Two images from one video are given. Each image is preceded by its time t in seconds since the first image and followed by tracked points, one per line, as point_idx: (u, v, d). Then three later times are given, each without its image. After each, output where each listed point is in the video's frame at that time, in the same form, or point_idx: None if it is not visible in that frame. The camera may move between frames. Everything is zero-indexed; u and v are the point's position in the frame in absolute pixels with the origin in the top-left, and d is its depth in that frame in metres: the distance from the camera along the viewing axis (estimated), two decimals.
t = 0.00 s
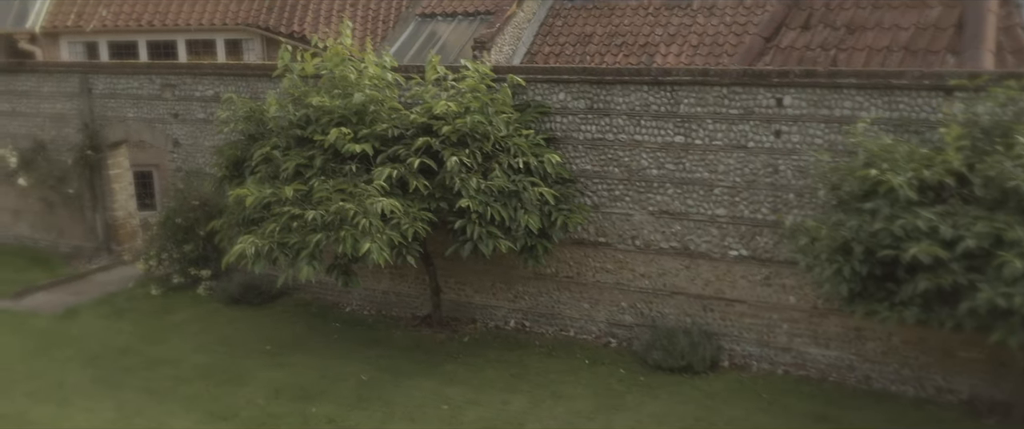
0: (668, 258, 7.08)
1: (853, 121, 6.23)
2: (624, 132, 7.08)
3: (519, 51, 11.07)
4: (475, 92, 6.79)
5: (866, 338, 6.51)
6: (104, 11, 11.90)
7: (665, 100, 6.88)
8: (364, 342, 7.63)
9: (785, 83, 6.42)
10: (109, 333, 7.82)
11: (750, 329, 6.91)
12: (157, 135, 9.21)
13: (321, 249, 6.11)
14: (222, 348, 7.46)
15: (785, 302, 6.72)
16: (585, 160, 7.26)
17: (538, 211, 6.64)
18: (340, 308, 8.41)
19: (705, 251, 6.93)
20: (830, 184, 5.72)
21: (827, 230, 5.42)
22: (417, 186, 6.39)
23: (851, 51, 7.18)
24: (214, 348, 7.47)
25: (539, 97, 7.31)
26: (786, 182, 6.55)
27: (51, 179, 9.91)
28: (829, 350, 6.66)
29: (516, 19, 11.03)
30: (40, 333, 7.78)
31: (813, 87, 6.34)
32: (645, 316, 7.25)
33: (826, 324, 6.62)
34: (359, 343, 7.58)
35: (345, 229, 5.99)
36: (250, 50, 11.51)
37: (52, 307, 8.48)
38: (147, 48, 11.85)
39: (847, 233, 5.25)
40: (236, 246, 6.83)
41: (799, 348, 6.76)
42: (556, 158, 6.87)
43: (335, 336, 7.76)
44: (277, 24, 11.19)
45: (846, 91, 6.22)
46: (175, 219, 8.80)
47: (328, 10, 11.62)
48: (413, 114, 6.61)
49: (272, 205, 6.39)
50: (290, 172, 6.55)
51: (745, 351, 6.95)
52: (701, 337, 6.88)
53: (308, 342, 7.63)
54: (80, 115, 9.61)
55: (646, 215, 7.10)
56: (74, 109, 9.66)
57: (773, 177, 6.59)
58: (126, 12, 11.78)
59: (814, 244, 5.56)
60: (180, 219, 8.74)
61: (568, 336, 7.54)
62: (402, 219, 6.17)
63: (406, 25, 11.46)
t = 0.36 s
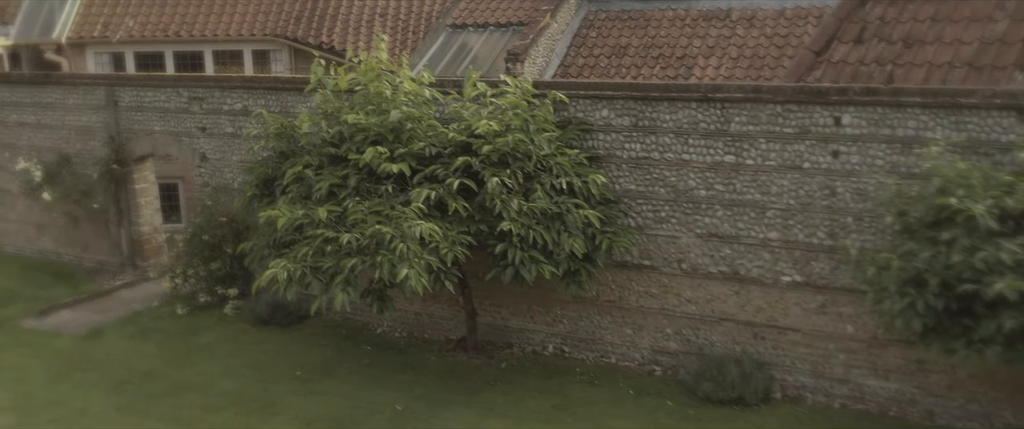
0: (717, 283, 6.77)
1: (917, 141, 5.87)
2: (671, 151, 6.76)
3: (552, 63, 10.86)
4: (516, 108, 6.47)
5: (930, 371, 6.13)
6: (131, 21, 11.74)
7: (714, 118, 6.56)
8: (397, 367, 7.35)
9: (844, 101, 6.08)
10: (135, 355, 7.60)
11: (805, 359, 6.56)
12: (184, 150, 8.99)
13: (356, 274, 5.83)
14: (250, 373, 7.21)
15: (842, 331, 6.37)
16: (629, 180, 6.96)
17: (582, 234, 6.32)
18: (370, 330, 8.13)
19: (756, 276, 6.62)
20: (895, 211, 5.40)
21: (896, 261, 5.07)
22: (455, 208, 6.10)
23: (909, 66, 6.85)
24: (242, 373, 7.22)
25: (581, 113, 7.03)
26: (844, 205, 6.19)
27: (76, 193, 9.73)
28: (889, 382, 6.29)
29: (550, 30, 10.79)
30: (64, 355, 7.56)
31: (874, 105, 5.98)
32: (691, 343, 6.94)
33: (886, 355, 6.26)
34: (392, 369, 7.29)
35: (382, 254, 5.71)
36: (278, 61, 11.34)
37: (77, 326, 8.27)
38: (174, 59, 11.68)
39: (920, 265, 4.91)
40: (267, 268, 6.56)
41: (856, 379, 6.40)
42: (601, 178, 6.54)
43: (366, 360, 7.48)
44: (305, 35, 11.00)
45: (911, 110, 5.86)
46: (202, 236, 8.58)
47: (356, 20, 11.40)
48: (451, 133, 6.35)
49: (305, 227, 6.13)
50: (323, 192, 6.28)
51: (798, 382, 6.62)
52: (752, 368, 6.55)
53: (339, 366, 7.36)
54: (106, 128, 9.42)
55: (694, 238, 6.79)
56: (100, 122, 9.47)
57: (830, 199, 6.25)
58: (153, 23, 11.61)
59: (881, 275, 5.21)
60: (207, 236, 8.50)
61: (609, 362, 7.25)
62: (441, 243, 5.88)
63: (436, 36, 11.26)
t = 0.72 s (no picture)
0: (774, 310, 6.41)
1: (995, 164, 5.49)
2: (725, 172, 6.43)
3: (589, 75, 10.55)
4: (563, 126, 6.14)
5: (1007, 407, 5.70)
6: (159, 31, 11.55)
7: (773, 136, 6.22)
8: (433, 393, 7.02)
9: (915, 120, 5.70)
10: (162, 377, 7.33)
11: (868, 392, 6.18)
12: (213, 165, 8.69)
13: (396, 301, 5.46)
14: (281, 398, 6.92)
15: (910, 364, 5.99)
16: (680, 201, 6.64)
17: (633, 260, 5.96)
18: (403, 352, 7.82)
19: (816, 304, 6.26)
20: (972, 241, 5.09)
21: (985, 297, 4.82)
22: (500, 232, 5.76)
23: (979, 82, 6.48)
24: (273, 398, 6.93)
25: (629, 131, 6.73)
26: (913, 231, 5.83)
27: (104, 207, 9.52)
28: (961, 419, 5.88)
29: (586, 41, 10.46)
30: (91, 376, 7.30)
31: (948, 124, 5.60)
32: (745, 373, 6.58)
33: (958, 390, 5.86)
34: (428, 396, 6.96)
35: (424, 281, 5.34)
36: (307, 72, 11.10)
37: (103, 346, 8.02)
38: (202, 70, 11.48)
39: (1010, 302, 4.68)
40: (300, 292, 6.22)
41: (925, 415, 6.00)
42: (654, 199, 6.16)
43: (401, 386, 7.16)
44: (335, 46, 10.76)
45: (989, 130, 5.48)
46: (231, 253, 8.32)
47: (387, 30, 11.14)
48: (495, 151, 6.03)
49: (341, 250, 5.79)
50: (360, 214, 5.96)
51: (861, 417, 6.23)
52: (812, 402, 6.17)
53: (374, 392, 7.06)
54: (134, 141, 9.20)
55: (749, 262, 6.45)
56: (128, 134, 9.24)
57: (899, 225, 5.88)
58: (181, 33, 11.42)
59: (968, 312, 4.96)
60: (236, 254, 8.26)
61: (656, 391, 6.89)
62: (486, 269, 5.51)
63: (469, 47, 10.97)
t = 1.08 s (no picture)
0: (838, 340, 6.05)
1: None
2: (786, 193, 6.09)
3: (628, 87, 10.22)
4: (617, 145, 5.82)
5: None
6: (188, 42, 11.37)
7: (839, 157, 5.86)
8: (474, 422, 6.70)
9: (996, 141, 5.32)
10: (193, 401, 7.07)
11: None
12: (244, 180, 8.44)
13: (442, 332, 5.15)
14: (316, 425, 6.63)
15: (987, 400, 5.60)
16: (737, 223, 6.31)
17: (692, 287, 5.62)
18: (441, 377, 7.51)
19: (885, 334, 5.89)
20: None
21: None
22: (552, 258, 5.45)
23: None
24: (308, 425, 6.65)
25: (683, 149, 6.41)
26: (992, 258, 5.46)
27: (133, 223, 9.31)
28: None
29: (625, 52, 10.13)
30: (121, 401, 7.06)
31: None
32: (806, 406, 6.22)
33: None
34: (470, 425, 6.64)
35: (473, 312, 5.04)
36: (338, 83, 10.87)
37: (132, 368, 7.77)
38: (232, 81, 11.29)
39: None
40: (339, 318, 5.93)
41: None
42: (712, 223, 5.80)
43: (441, 414, 6.85)
44: (367, 56, 10.51)
45: None
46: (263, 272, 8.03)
47: (420, 40, 10.87)
48: (545, 172, 5.72)
49: (384, 276, 5.49)
50: (403, 237, 5.66)
51: None
52: None
53: (413, 419, 6.74)
54: (164, 155, 8.98)
55: (812, 289, 6.10)
56: (158, 148, 9.03)
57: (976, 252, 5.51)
58: (211, 43, 11.23)
59: None
60: (269, 272, 7.97)
61: (710, 423, 6.53)
62: (538, 299, 5.19)
63: (504, 58, 10.69)
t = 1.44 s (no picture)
0: (907, 371, 5.72)
1: None
2: (853, 215, 5.76)
3: (669, 99, 9.91)
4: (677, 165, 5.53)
5: None
6: (219, 51, 11.21)
7: (910, 177, 5.53)
8: None
9: None
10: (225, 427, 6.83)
11: None
12: (278, 195, 8.23)
13: (495, 365, 4.88)
14: None
15: None
16: (799, 246, 6.00)
17: (756, 316, 5.31)
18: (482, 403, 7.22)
19: (959, 366, 5.55)
20: None
21: None
22: (610, 286, 5.17)
23: None
24: None
25: (742, 168, 6.11)
26: None
27: (163, 238, 9.12)
28: None
29: (665, 62, 9.81)
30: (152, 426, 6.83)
31: None
32: None
33: None
34: None
35: (529, 344, 4.76)
36: (370, 94, 10.67)
37: (163, 391, 7.56)
38: (263, 92, 11.11)
39: None
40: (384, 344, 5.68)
41: None
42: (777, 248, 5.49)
43: None
44: (401, 67, 10.25)
45: None
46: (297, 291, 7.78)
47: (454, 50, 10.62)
48: (600, 193, 5.44)
49: (433, 304, 5.25)
50: (452, 262, 5.42)
51: None
52: None
53: None
54: (196, 169, 8.78)
55: (880, 316, 5.77)
56: (189, 162, 8.84)
57: None
58: (242, 53, 11.05)
59: None
60: (304, 292, 7.71)
61: None
62: (597, 330, 4.91)
63: (540, 70, 10.49)
